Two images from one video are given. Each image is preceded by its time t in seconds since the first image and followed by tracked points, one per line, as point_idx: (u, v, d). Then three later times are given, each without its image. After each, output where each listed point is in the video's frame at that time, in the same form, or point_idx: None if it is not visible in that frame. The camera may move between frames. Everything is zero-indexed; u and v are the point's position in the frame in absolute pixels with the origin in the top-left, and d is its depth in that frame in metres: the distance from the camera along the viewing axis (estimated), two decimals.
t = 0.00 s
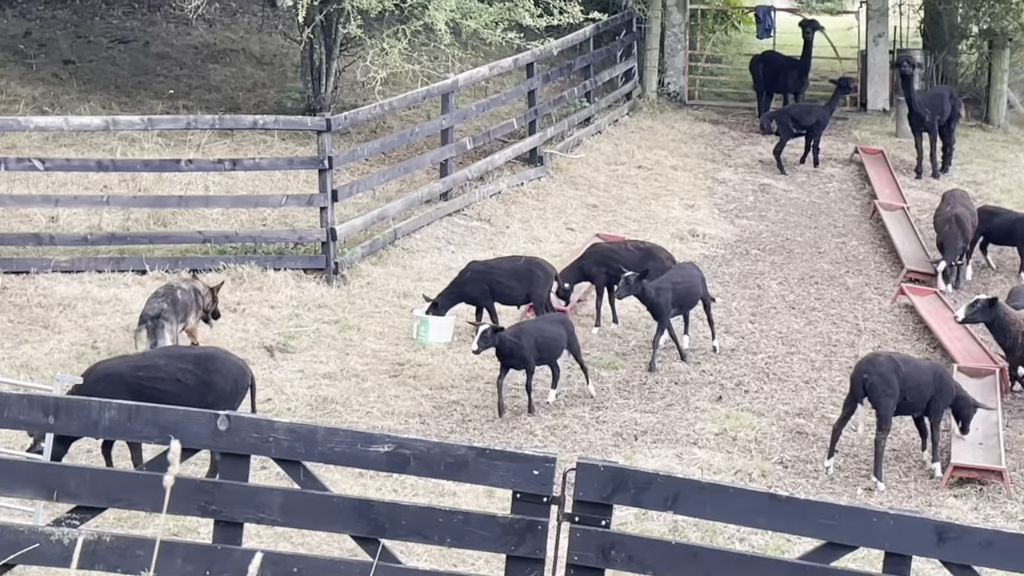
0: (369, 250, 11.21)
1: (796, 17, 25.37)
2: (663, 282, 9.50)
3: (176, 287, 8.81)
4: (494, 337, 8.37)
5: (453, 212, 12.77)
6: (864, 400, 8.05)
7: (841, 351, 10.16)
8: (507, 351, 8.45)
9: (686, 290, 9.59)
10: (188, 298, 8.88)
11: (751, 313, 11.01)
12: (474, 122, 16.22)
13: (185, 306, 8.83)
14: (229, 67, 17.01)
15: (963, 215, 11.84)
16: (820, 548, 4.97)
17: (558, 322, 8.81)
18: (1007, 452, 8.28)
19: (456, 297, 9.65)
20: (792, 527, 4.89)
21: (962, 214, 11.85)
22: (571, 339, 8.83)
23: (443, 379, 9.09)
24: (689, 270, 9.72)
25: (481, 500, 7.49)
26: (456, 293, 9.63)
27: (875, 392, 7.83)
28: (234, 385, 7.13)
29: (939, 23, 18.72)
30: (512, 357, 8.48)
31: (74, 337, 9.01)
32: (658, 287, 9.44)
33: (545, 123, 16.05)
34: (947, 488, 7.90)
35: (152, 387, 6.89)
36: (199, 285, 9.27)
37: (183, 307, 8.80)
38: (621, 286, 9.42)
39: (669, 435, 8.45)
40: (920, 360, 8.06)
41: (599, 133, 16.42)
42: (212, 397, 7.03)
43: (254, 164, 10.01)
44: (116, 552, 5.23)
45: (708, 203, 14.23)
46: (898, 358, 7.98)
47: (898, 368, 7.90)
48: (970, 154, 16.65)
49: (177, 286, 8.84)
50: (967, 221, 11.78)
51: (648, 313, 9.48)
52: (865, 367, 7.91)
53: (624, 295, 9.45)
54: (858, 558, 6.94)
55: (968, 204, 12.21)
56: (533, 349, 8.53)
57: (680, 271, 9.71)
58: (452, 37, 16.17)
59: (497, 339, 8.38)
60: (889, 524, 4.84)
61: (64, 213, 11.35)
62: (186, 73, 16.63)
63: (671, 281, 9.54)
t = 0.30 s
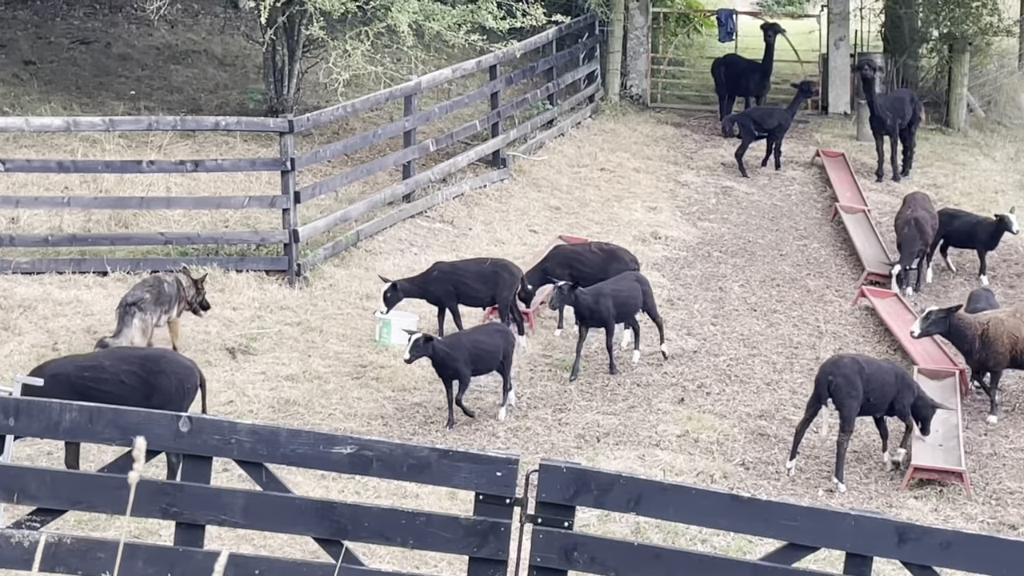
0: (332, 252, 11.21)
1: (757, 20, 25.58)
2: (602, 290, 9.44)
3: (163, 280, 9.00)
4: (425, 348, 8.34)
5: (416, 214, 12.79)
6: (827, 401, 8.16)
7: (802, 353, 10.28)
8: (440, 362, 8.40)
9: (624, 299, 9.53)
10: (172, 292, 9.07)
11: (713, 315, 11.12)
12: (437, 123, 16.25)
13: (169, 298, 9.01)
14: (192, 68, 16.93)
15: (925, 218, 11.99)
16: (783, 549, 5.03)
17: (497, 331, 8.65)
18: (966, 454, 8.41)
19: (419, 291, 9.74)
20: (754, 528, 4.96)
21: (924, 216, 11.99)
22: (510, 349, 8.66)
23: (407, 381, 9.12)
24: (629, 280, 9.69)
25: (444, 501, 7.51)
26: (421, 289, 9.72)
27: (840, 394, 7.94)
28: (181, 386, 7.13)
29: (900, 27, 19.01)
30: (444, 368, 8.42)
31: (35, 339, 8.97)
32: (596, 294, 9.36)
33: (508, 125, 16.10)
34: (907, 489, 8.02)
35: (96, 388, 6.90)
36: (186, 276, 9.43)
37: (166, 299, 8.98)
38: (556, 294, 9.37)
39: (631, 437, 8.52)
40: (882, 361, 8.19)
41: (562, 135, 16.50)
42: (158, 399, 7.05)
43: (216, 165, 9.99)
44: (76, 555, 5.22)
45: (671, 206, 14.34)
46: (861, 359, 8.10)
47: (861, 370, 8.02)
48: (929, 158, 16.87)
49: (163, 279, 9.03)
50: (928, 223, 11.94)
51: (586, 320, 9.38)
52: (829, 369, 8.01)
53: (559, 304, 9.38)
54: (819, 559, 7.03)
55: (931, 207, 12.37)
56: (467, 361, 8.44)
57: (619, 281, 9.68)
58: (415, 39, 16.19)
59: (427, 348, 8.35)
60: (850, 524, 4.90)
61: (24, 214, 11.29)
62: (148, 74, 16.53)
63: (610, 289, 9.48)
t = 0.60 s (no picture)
0: (306, 253, 11.20)
1: (731, 22, 25.71)
2: (544, 297, 9.28)
3: (152, 274, 9.21)
4: (370, 350, 8.24)
5: (390, 215, 12.80)
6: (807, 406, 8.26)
7: (777, 354, 10.36)
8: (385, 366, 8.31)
9: (570, 307, 9.33)
10: (162, 285, 9.27)
11: (688, 317, 11.18)
12: (412, 125, 16.27)
13: (159, 292, 9.23)
14: (165, 69, 16.89)
15: (899, 219, 12.08)
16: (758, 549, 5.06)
17: (447, 338, 8.49)
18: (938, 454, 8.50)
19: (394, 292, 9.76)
20: (729, 529, 4.99)
21: (897, 217, 12.08)
22: (460, 356, 8.50)
23: (382, 383, 9.14)
24: (578, 288, 9.48)
25: (419, 503, 7.52)
26: (396, 290, 9.74)
27: (819, 396, 8.04)
28: (140, 389, 7.14)
29: (873, 28, 19.16)
30: (390, 372, 8.33)
31: (8, 342, 8.94)
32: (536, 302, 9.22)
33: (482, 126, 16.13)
34: (881, 490, 8.11)
35: (51, 394, 6.89)
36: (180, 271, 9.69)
37: (157, 292, 9.20)
38: (499, 302, 9.23)
39: (606, 438, 8.56)
40: (860, 360, 8.32)
41: (537, 137, 16.55)
42: (117, 403, 7.06)
43: (191, 167, 9.96)
44: (50, 557, 5.22)
45: (645, 207, 14.41)
46: (840, 360, 8.22)
47: (841, 370, 8.14)
48: (901, 159, 17.01)
49: (153, 273, 9.24)
50: (903, 224, 12.03)
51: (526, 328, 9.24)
52: (809, 371, 8.13)
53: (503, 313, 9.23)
54: (794, 559, 7.09)
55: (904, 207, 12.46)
56: (411, 367, 8.29)
57: (568, 289, 9.49)
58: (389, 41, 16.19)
59: (372, 351, 8.25)
60: (825, 525, 4.93)
61: None
62: (121, 75, 16.46)
63: (555, 296, 9.31)
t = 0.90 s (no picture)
0: (288, 256, 11.18)
1: (711, 23, 25.78)
2: (494, 305, 9.11)
3: (150, 269, 9.38)
4: (323, 355, 8.09)
5: (372, 217, 12.79)
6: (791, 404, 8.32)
7: (758, 355, 10.40)
8: (339, 374, 8.14)
9: (521, 313, 9.16)
10: (161, 281, 9.44)
11: (669, 318, 11.22)
12: (393, 127, 16.27)
13: (157, 287, 9.41)
14: (145, 72, 16.83)
15: (880, 220, 12.16)
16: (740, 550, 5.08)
17: (399, 345, 8.48)
18: (920, 454, 8.55)
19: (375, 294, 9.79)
20: (711, 530, 5.01)
21: (878, 218, 12.15)
22: (411, 363, 8.51)
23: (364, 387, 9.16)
24: (532, 294, 9.30)
25: (401, 505, 7.51)
26: (376, 291, 9.76)
27: (801, 394, 8.11)
28: (110, 393, 7.16)
29: (853, 29, 19.24)
30: (343, 381, 8.17)
31: None
32: (487, 309, 9.04)
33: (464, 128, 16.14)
34: (863, 490, 8.15)
35: (21, 396, 6.93)
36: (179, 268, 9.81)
37: (154, 288, 9.39)
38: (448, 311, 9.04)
39: (588, 439, 8.58)
40: (842, 358, 8.39)
41: (518, 138, 16.57)
42: (87, 407, 7.07)
43: (171, 170, 9.93)
44: (30, 562, 5.19)
45: (626, 208, 14.44)
46: (821, 358, 8.30)
47: (823, 369, 8.22)
48: (881, 160, 17.11)
49: (150, 268, 9.39)
50: (884, 225, 12.10)
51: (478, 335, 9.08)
52: (792, 370, 8.20)
53: (453, 322, 9.04)
54: (777, 560, 7.12)
55: (886, 207, 12.52)
56: (367, 376, 8.21)
57: (522, 295, 9.30)
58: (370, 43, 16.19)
59: (325, 357, 8.10)
60: (806, 525, 4.97)
61: None
62: (100, 78, 16.40)
63: (505, 303, 9.14)
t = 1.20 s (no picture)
0: (271, 259, 11.18)
1: (693, 26, 25.87)
2: (447, 314, 8.96)
3: (159, 266, 9.54)
4: (268, 368, 8.03)
5: (355, 221, 12.80)
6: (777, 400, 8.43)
7: (742, 356, 10.44)
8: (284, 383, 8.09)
9: (472, 322, 9.02)
10: (168, 279, 9.58)
11: (653, 320, 11.25)
12: (376, 130, 16.28)
13: (162, 284, 9.55)
14: (127, 76, 16.78)
15: (863, 223, 12.22)
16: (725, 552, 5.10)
17: (354, 354, 8.25)
18: (903, 454, 8.60)
19: (358, 297, 9.79)
20: (694, 532, 5.02)
21: (861, 222, 12.20)
22: (366, 372, 8.24)
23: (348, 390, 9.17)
24: (480, 300, 9.14)
25: (385, 509, 7.50)
26: (359, 293, 9.76)
27: (791, 392, 8.23)
28: (85, 398, 7.14)
29: (835, 30, 19.38)
30: (288, 391, 8.07)
31: None
32: (441, 319, 8.89)
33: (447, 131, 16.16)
34: (847, 491, 8.19)
35: None
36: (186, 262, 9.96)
37: (159, 285, 9.51)
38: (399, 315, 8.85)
39: (572, 442, 8.60)
40: (829, 356, 8.47)
41: (501, 141, 16.60)
42: (62, 413, 7.10)
43: (153, 174, 9.91)
44: (14, 568, 5.19)
45: (609, 211, 14.48)
46: (808, 356, 8.38)
47: (810, 367, 8.31)
48: (862, 162, 17.19)
49: (160, 266, 9.56)
50: (867, 228, 12.16)
51: (432, 346, 8.93)
52: (778, 367, 8.28)
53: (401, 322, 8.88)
54: (760, 562, 7.15)
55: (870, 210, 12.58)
56: (311, 382, 8.05)
57: (470, 303, 9.13)
58: (352, 46, 16.19)
59: (269, 369, 8.04)
60: (790, 527, 4.99)
61: None
62: (82, 82, 16.36)
63: (457, 312, 8.99)
